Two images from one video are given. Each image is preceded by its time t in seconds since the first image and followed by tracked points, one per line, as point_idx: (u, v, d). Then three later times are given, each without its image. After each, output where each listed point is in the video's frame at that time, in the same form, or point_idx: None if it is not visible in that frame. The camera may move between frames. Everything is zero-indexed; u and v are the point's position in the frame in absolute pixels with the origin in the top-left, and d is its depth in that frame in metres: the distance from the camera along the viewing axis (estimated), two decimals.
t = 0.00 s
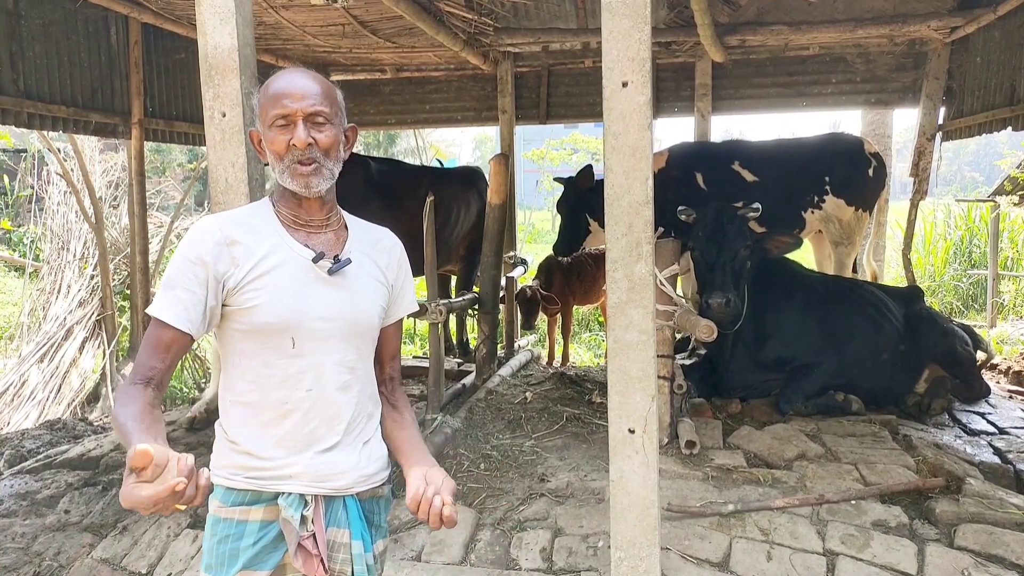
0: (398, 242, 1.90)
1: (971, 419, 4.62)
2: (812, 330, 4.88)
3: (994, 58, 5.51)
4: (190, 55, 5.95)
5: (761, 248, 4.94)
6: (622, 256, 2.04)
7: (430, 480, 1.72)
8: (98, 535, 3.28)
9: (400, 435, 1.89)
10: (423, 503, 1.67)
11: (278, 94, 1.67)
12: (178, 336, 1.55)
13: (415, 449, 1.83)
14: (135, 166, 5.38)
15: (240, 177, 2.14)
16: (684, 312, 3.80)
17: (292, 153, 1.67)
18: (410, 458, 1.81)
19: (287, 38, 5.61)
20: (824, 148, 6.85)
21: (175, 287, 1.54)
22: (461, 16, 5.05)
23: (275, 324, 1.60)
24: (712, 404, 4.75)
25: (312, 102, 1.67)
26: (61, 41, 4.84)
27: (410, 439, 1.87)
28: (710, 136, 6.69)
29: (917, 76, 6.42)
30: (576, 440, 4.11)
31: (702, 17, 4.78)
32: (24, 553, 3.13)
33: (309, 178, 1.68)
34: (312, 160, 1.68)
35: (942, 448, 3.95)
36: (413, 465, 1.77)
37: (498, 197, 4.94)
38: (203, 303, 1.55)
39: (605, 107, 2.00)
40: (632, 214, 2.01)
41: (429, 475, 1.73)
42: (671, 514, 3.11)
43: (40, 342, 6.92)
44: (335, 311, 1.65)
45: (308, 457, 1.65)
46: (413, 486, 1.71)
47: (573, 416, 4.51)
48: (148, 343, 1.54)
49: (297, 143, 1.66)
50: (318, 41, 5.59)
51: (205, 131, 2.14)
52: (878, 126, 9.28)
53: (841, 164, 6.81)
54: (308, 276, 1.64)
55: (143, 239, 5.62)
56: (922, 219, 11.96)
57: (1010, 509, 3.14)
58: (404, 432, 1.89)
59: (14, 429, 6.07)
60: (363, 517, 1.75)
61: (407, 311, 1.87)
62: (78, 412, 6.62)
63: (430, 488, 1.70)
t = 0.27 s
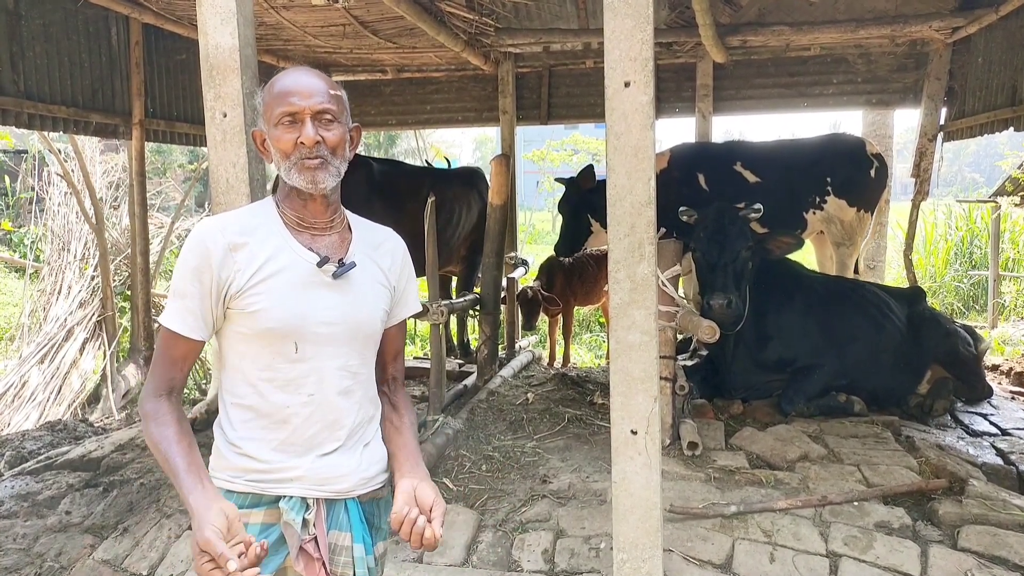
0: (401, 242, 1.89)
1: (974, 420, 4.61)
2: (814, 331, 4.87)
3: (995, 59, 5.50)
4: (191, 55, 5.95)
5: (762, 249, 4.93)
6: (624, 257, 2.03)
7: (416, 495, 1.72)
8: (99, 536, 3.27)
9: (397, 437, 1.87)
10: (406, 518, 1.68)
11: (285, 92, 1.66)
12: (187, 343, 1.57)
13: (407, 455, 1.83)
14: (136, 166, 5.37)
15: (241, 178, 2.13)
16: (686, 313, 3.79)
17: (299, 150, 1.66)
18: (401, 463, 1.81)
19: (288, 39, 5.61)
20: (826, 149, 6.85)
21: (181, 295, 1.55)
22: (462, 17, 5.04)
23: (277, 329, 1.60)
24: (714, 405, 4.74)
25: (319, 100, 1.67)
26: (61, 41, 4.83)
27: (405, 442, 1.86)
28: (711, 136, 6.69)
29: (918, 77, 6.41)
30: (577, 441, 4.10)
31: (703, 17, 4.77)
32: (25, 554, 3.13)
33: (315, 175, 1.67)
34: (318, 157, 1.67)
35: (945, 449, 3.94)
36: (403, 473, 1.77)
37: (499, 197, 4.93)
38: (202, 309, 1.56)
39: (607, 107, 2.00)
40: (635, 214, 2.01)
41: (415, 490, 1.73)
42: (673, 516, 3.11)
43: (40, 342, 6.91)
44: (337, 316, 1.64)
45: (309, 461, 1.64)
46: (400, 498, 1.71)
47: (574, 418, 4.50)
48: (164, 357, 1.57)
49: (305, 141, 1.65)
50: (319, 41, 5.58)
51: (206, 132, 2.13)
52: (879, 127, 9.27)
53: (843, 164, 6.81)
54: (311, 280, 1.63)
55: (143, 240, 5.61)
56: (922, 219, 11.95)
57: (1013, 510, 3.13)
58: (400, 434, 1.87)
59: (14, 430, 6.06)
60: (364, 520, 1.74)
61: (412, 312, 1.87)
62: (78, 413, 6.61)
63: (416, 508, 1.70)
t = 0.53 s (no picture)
0: (402, 238, 1.88)
1: (974, 419, 4.61)
2: (814, 330, 4.87)
3: (996, 58, 5.49)
4: (191, 54, 5.94)
5: (762, 248, 4.93)
6: (624, 255, 2.03)
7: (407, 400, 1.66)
8: (98, 535, 3.27)
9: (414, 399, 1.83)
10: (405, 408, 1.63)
11: (285, 91, 1.65)
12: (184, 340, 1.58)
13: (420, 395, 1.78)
14: (136, 165, 5.37)
15: (241, 176, 2.12)
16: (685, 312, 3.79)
17: (300, 152, 1.66)
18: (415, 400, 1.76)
19: (288, 37, 5.61)
20: (826, 148, 6.84)
21: (180, 294, 1.55)
22: (461, 15, 5.04)
23: (274, 328, 1.60)
24: (714, 404, 4.74)
25: (320, 99, 1.66)
26: (61, 40, 4.83)
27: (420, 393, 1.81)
28: (711, 135, 6.68)
29: (918, 76, 6.40)
30: (577, 440, 4.10)
31: (703, 16, 4.77)
32: (24, 553, 3.13)
33: (317, 177, 1.68)
34: (320, 159, 1.68)
35: (945, 448, 3.94)
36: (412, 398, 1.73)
37: (498, 196, 4.92)
38: (197, 305, 1.56)
39: (607, 105, 1.99)
40: (635, 213, 2.01)
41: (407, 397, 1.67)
42: (673, 514, 3.11)
43: (40, 342, 6.91)
44: (335, 314, 1.64)
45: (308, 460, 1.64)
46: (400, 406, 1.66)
47: (574, 417, 4.50)
48: (159, 353, 1.56)
49: (307, 142, 1.65)
50: (319, 40, 5.58)
51: (205, 130, 2.13)
52: (879, 126, 9.26)
53: (842, 163, 6.80)
54: (309, 279, 1.62)
55: (143, 238, 5.61)
56: (922, 219, 11.95)
57: (1014, 509, 3.13)
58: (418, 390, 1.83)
59: (13, 428, 6.05)
60: (363, 518, 1.74)
61: (418, 305, 1.88)
62: (78, 412, 6.61)
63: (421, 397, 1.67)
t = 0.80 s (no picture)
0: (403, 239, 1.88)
1: (973, 420, 4.61)
2: (813, 331, 4.88)
3: (995, 58, 5.49)
4: (191, 54, 5.94)
5: (762, 248, 4.93)
6: (623, 256, 2.03)
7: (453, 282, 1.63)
8: (98, 535, 3.27)
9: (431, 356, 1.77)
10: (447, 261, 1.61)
11: (281, 91, 1.66)
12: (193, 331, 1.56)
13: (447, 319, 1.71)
14: (136, 165, 5.37)
15: (240, 176, 2.13)
16: (685, 312, 3.79)
17: (295, 151, 1.66)
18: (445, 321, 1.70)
19: (288, 37, 5.61)
20: (826, 148, 6.84)
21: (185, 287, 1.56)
22: (461, 16, 5.04)
23: (274, 327, 1.61)
24: (713, 404, 4.74)
25: (316, 98, 1.66)
26: (60, 40, 4.83)
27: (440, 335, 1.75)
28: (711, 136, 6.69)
29: (918, 76, 6.40)
30: (576, 440, 4.11)
31: (703, 16, 4.77)
32: (24, 553, 3.13)
33: (312, 176, 1.67)
34: (315, 157, 1.67)
35: (944, 448, 3.94)
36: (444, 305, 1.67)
37: (498, 196, 4.92)
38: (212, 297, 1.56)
39: (606, 106, 2.00)
40: (634, 213, 2.01)
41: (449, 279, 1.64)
42: (672, 515, 3.11)
43: (40, 342, 6.91)
44: (334, 313, 1.64)
45: (306, 459, 1.64)
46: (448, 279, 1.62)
47: (574, 417, 4.50)
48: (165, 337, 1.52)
49: (300, 141, 1.65)
50: (319, 40, 5.58)
51: (205, 131, 2.14)
52: (879, 126, 9.26)
53: (842, 164, 6.80)
54: (308, 278, 1.63)
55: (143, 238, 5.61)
56: (922, 219, 11.95)
57: (1013, 510, 3.13)
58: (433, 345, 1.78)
59: (13, 428, 6.05)
60: (360, 519, 1.74)
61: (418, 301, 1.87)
62: (78, 412, 6.62)
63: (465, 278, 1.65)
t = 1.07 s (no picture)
0: (404, 236, 1.89)
1: (973, 419, 4.61)
2: (813, 329, 4.88)
3: (995, 57, 5.50)
4: (191, 53, 5.94)
5: (762, 247, 4.93)
6: (623, 254, 2.03)
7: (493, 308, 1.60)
8: (98, 534, 3.27)
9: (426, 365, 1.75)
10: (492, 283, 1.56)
11: (281, 90, 1.66)
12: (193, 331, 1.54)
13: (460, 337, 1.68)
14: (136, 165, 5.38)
15: (241, 175, 2.13)
16: (685, 311, 3.79)
17: (295, 150, 1.66)
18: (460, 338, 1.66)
19: (288, 37, 5.61)
20: (825, 148, 6.84)
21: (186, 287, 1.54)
22: (462, 15, 5.04)
23: (277, 325, 1.60)
24: (713, 403, 4.75)
25: (316, 98, 1.67)
26: (61, 39, 4.83)
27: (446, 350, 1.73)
28: (711, 135, 6.69)
29: (918, 75, 6.40)
30: (576, 439, 4.11)
31: (703, 15, 4.77)
32: (24, 552, 3.13)
33: (313, 175, 1.67)
34: (316, 157, 1.68)
35: (944, 447, 3.94)
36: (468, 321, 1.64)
37: (498, 196, 4.93)
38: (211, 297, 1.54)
39: (606, 105, 2.00)
40: (633, 212, 2.01)
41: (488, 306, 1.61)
42: (673, 513, 3.11)
43: (40, 341, 6.91)
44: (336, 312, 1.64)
45: (310, 458, 1.64)
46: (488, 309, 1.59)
47: (574, 416, 4.50)
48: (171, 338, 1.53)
49: (301, 141, 1.65)
50: (319, 39, 5.58)
51: (205, 129, 2.14)
52: (879, 126, 9.27)
53: (842, 163, 6.81)
54: (310, 276, 1.63)
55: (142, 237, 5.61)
56: (922, 219, 11.96)
57: (1013, 508, 3.13)
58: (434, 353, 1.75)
59: (13, 428, 6.05)
60: (364, 519, 1.74)
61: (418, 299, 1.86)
62: (79, 411, 6.62)
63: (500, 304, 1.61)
